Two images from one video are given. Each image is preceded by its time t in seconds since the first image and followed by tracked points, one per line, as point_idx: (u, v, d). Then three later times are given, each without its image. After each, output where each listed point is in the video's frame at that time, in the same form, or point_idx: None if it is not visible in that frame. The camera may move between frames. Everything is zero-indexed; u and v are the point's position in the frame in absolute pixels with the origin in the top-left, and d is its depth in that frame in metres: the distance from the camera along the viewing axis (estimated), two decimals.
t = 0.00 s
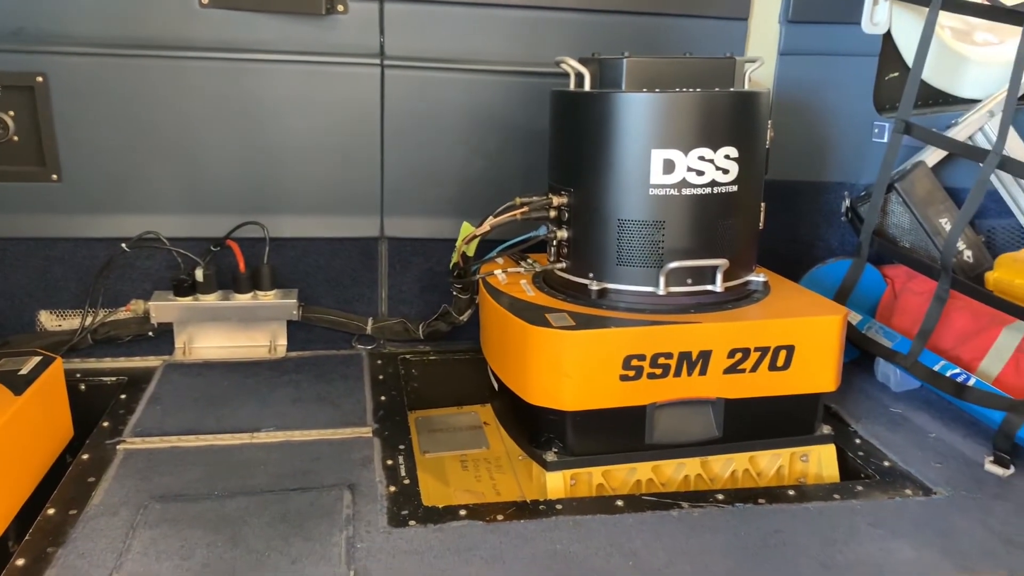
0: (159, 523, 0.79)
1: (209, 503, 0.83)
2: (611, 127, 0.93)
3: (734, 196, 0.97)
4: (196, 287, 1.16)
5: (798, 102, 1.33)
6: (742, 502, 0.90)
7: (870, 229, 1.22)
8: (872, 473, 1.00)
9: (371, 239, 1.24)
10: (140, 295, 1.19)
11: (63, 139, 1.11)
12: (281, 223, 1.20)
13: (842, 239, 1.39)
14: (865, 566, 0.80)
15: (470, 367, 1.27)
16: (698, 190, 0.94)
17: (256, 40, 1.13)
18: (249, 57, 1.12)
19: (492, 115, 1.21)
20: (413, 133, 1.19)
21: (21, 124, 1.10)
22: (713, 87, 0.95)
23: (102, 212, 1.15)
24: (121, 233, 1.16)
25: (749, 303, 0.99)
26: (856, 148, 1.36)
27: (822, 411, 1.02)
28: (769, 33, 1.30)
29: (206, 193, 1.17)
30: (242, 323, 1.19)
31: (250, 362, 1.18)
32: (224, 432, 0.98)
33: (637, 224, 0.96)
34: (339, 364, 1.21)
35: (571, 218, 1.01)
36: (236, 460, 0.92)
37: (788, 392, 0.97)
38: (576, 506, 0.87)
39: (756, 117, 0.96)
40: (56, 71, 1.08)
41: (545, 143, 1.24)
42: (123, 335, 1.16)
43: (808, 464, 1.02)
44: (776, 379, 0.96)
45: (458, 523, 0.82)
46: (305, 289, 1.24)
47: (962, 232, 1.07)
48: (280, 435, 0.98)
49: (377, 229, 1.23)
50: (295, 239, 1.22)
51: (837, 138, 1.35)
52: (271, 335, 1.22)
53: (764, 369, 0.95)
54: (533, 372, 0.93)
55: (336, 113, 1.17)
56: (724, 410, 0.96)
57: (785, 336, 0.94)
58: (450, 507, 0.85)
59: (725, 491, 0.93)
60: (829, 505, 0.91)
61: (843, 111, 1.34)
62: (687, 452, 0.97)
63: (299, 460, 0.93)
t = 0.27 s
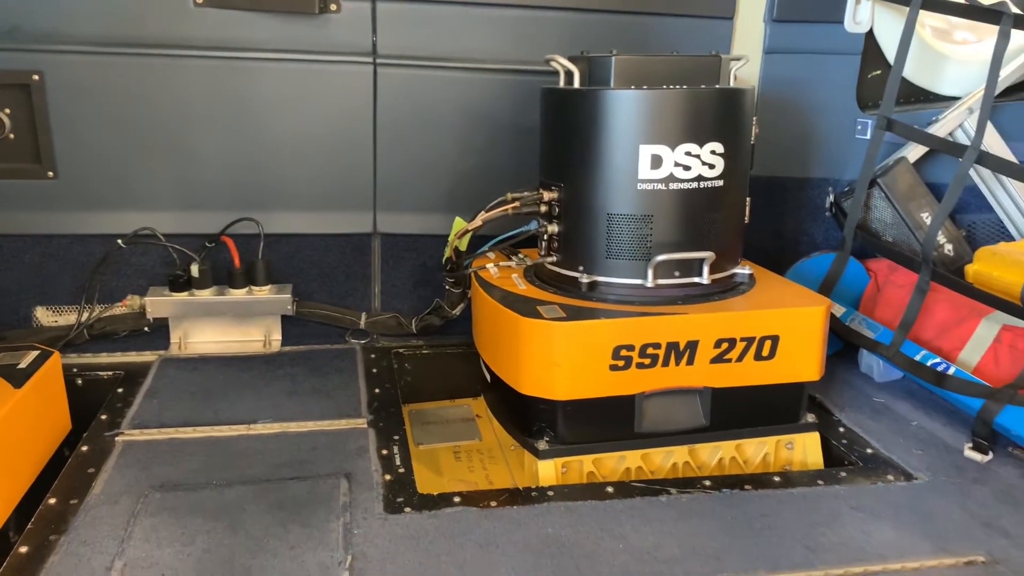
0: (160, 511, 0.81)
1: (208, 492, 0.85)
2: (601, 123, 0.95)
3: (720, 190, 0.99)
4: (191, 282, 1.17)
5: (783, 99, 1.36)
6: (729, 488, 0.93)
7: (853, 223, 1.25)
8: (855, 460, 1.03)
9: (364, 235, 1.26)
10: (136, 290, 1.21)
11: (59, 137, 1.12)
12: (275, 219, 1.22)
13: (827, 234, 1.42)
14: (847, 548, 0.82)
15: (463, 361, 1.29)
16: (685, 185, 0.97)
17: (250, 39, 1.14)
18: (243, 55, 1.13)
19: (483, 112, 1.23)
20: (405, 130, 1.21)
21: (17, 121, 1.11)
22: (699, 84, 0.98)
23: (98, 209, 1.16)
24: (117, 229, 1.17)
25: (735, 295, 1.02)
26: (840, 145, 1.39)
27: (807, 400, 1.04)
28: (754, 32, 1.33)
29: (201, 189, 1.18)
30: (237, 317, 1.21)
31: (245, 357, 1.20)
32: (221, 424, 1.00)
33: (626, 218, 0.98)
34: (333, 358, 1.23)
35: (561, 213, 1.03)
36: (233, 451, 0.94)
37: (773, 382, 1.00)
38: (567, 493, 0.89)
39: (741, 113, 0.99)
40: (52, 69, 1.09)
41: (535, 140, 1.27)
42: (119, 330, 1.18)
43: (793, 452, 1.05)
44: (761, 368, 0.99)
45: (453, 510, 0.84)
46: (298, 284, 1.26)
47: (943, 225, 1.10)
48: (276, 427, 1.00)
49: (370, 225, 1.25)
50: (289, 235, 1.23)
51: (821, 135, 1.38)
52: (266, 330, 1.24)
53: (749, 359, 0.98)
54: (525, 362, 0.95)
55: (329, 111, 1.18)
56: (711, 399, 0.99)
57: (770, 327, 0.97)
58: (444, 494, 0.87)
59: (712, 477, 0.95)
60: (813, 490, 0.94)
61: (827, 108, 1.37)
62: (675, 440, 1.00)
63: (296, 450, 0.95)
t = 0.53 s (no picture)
0: (146, 497, 0.81)
1: (194, 478, 0.85)
2: (585, 111, 0.96)
3: (704, 177, 1.00)
4: (179, 273, 1.18)
5: (767, 90, 1.37)
6: (713, 471, 0.94)
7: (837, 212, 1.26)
8: (838, 444, 1.04)
9: (351, 226, 1.26)
10: (123, 281, 1.21)
11: (45, 128, 1.12)
12: (262, 210, 1.22)
13: (811, 224, 1.43)
14: (829, 528, 0.83)
15: (450, 352, 1.29)
16: (669, 172, 0.98)
17: (236, 29, 1.14)
18: (229, 45, 1.13)
19: (469, 103, 1.24)
20: (392, 121, 1.22)
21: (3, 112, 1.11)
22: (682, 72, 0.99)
23: (84, 200, 1.16)
24: (103, 220, 1.17)
25: (719, 282, 1.03)
26: (824, 135, 1.40)
27: (791, 386, 1.05)
28: (739, 24, 1.34)
29: (188, 180, 1.19)
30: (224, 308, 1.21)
31: (232, 347, 1.20)
32: (208, 412, 1.00)
33: (610, 205, 0.99)
34: (320, 348, 1.23)
35: (547, 201, 1.04)
36: (220, 438, 0.94)
37: (757, 367, 1.01)
38: (553, 477, 0.90)
39: (725, 101, 1.00)
40: (37, 60, 1.09)
41: (521, 130, 1.27)
42: (106, 322, 1.18)
43: (777, 437, 1.06)
44: (745, 354, 1.00)
45: (439, 494, 0.84)
46: (286, 275, 1.27)
47: (925, 213, 1.09)
48: (263, 415, 1.00)
49: (357, 216, 1.25)
50: (277, 226, 1.24)
51: (806, 126, 1.39)
52: (253, 321, 1.24)
53: (733, 344, 0.99)
54: (511, 348, 0.96)
55: (316, 102, 1.19)
56: (695, 385, 1.00)
57: (753, 313, 0.98)
58: (430, 479, 0.88)
59: (697, 461, 0.96)
60: (796, 473, 0.95)
61: (811, 99, 1.38)
62: (660, 425, 1.01)
63: (283, 437, 0.95)
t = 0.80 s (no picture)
0: (131, 487, 0.81)
1: (179, 469, 0.85)
2: (571, 100, 0.96)
3: (691, 168, 1.00)
4: (166, 265, 1.16)
5: (755, 83, 1.37)
6: (700, 460, 0.94)
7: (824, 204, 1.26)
8: (825, 434, 1.04)
9: (339, 219, 1.26)
10: (109, 274, 1.20)
11: (29, 119, 1.11)
12: (249, 203, 1.22)
13: (799, 216, 1.43)
14: (815, 516, 0.83)
15: (439, 345, 1.29)
16: (656, 162, 0.98)
17: (223, 20, 1.14)
18: (215, 36, 1.13)
19: (457, 95, 1.24)
20: (379, 113, 1.21)
21: None
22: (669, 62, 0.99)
23: (69, 192, 1.16)
24: (89, 212, 1.16)
25: (706, 272, 1.03)
26: (812, 128, 1.41)
27: (778, 376, 1.06)
28: (726, 15, 1.34)
29: (175, 172, 1.18)
30: (212, 301, 1.20)
31: (219, 340, 1.20)
32: (195, 404, 0.99)
33: (597, 195, 0.99)
34: (308, 341, 1.23)
35: (534, 191, 1.04)
36: (206, 429, 0.94)
37: (743, 357, 1.01)
38: (540, 467, 0.90)
39: (711, 91, 1.00)
40: (21, 51, 1.08)
41: (509, 122, 1.27)
42: (93, 315, 1.17)
43: (765, 427, 1.06)
44: (732, 344, 1.00)
45: (425, 484, 0.84)
46: (273, 268, 1.26)
47: (911, 204, 1.10)
48: (250, 406, 1.00)
49: (345, 209, 1.25)
50: (264, 219, 1.23)
51: (793, 118, 1.40)
52: (240, 314, 1.24)
53: (720, 334, 0.99)
54: (498, 339, 0.95)
55: (303, 93, 1.18)
56: (682, 375, 1.00)
57: (739, 302, 0.98)
58: (417, 469, 0.87)
59: (684, 451, 0.96)
60: (783, 462, 0.95)
61: (798, 92, 1.39)
62: (648, 415, 1.01)
63: (269, 428, 0.95)
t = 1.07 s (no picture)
0: (125, 465, 0.82)
1: (174, 447, 0.86)
2: (561, 85, 0.97)
3: (679, 152, 1.02)
4: (160, 252, 1.18)
5: (745, 73, 1.39)
6: (688, 440, 0.95)
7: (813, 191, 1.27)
8: (813, 416, 1.05)
9: (332, 207, 1.27)
10: (104, 261, 1.22)
11: (25, 107, 1.12)
12: (243, 190, 1.23)
13: (789, 205, 1.45)
14: (800, 491, 0.84)
15: (432, 332, 1.30)
16: (644, 146, 0.99)
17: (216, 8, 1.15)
18: (208, 24, 1.14)
19: (449, 84, 1.25)
20: (372, 101, 1.23)
21: None
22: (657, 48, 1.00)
23: (65, 180, 1.17)
24: (84, 199, 1.17)
25: (695, 256, 1.04)
26: (801, 117, 1.42)
27: (766, 359, 1.07)
28: (716, 4, 1.35)
29: (169, 160, 1.19)
30: (207, 288, 1.22)
31: (214, 326, 1.21)
32: (189, 386, 1.01)
33: (587, 179, 1.00)
34: (302, 327, 1.24)
35: (525, 176, 1.05)
36: (200, 411, 0.95)
37: (732, 339, 1.03)
38: (530, 446, 0.91)
39: (699, 76, 1.01)
40: (16, 39, 1.09)
41: (501, 111, 1.28)
42: (88, 301, 1.18)
43: (752, 410, 1.07)
44: (720, 326, 1.01)
45: (416, 461, 0.85)
46: (268, 255, 1.27)
47: (897, 189, 1.11)
48: (244, 389, 1.01)
49: (338, 197, 1.26)
50: (258, 207, 1.24)
51: (783, 108, 1.41)
52: (235, 301, 1.25)
53: (708, 317, 1.00)
54: (489, 321, 0.97)
55: (296, 82, 1.19)
56: (671, 356, 1.01)
57: (727, 285, 0.99)
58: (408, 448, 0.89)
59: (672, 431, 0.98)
60: (770, 441, 0.96)
61: (788, 81, 1.40)
62: (637, 397, 1.02)
63: (263, 410, 0.96)
